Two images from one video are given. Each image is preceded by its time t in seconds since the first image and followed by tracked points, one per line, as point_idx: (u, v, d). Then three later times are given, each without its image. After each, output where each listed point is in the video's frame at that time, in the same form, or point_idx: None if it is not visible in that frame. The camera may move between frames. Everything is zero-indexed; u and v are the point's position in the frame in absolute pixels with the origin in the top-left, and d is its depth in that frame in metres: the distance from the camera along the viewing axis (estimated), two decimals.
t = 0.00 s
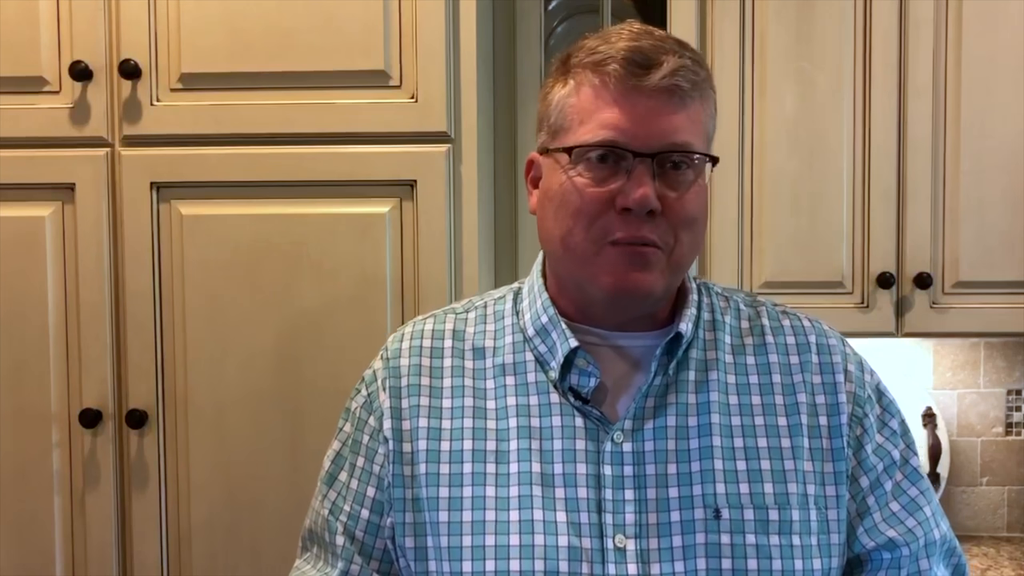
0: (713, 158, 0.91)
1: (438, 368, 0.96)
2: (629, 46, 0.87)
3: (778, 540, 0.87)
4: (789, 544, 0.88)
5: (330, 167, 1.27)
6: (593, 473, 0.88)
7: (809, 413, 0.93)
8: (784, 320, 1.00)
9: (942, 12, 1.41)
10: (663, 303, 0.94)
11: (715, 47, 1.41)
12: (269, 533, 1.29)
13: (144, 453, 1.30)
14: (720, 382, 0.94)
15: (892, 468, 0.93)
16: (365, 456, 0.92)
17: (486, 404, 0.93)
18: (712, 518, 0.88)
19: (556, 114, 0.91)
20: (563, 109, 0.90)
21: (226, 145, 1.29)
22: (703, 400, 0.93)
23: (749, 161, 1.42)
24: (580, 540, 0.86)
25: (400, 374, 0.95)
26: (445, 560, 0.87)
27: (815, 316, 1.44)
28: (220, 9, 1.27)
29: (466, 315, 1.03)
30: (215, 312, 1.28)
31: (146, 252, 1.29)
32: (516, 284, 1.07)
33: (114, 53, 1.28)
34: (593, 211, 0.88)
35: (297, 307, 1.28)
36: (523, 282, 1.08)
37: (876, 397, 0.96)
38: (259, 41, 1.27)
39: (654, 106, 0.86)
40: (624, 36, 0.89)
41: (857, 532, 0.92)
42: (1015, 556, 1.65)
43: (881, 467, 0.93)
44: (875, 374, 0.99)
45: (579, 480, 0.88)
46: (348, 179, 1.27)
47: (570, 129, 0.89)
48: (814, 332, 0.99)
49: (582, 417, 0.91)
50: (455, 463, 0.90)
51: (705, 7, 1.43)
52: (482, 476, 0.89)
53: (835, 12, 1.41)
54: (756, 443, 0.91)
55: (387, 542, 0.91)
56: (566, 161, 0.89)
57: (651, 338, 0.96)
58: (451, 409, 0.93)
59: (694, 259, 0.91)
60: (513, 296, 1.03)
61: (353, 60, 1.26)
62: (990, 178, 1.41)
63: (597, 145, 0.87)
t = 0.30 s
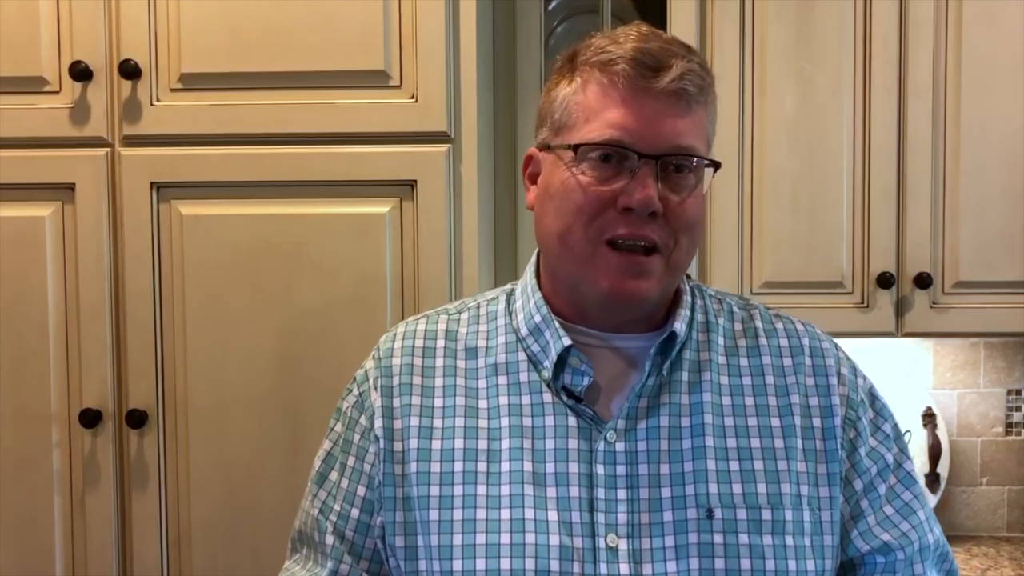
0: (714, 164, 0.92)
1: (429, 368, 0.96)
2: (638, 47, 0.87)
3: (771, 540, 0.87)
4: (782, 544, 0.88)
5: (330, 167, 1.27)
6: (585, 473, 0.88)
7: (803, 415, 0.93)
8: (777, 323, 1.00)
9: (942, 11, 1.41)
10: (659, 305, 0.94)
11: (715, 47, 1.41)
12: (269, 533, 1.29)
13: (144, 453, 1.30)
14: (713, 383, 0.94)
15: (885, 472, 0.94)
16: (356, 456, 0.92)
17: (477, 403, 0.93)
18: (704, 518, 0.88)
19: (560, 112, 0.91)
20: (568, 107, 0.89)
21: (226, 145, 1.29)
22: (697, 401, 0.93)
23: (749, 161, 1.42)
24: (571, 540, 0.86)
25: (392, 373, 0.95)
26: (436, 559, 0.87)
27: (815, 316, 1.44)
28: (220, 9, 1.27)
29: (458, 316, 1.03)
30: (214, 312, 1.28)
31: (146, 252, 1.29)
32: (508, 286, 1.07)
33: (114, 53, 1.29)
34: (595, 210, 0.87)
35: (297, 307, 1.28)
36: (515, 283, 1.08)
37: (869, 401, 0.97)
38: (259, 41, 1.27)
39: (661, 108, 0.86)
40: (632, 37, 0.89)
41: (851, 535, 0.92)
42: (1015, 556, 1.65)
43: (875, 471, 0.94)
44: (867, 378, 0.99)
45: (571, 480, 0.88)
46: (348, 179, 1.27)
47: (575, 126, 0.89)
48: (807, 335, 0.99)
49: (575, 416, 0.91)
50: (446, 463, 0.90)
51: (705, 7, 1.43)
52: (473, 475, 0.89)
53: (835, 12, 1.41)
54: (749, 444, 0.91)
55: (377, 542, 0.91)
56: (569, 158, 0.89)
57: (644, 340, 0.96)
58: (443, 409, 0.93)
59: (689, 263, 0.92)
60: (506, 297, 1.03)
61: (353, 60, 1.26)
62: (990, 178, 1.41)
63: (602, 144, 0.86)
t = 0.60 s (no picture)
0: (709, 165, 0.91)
1: (418, 367, 0.96)
2: (631, 49, 0.88)
3: (766, 537, 0.87)
4: (777, 542, 0.87)
5: (330, 167, 1.27)
6: (574, 468, 0.88)
7: (798, 414, 0.93)
8: (773, 325, 1.00)
9: (942, 12, 1.41)
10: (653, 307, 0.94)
11: (715, 47, 1.41)
12: (269, 533, 1.29)
13: (144, 453, 1.30)
14: (706, 384, 0.94)
15: (890, 475, 0.94)
16: (338, 455, 0.93)
17: (466, 401, 0.93)
18: (698, 515, 0.88)
19: (554, 114, 0.91)
20: (562, 108, 0.90)
21: (226, 145, 1.29)
22: (688, 401, 0.93)
23: (749, 161, 1.42)
24: (558, 536, 0.86)
25: (380, 373, 0.95)
26: (420, 554, 0.87)
27: (815, 316, 1.44)
28: (221, 9, 1.27)
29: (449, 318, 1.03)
30: (212, 311, 1.28)
31: (146, 252, 1.29)
32: (500, 289, 1.08)
33: (114, 53, 1.28)
34: (588, 212, 0.87)
35: (296, 307, 1.28)
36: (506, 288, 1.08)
37: (867, 404, 0.97)
38: (259, 40, 1.27)
39: (654, 108, 0.86)
40: (625, 39, 0.90)
41: (865, 542, 0.92)
42: (1015, 556, 1.65)
43: (879, 474, 0.93)
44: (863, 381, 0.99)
45: (560, 476, 0.88)
46: (349, 179, 1.27)
47: (568, 128, 0.89)
48: (803, 338, 0.99)
49: (565, 414, 0.91)
50: (433, 460, 0.90)
51: (705, 7, 1.43)
52: (460, 472, 0.89)
53: (835, 12, 1.41)
54: (744, 443, 0.91)
55: (355, 540, 0.91)
56: (563, 160, 0.89)
57: (636, 339, 0.95)
58: (431, 407, 0.93)
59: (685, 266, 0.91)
60: (498, 300, 1.03)
61: (354, 60, 1.26)
62: (991, 178, 1.41)
63: (596, 144, 0.86)
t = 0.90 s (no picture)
0: (699, 173, 0.91)
1: (414, 371, 0.96)
2: (617, 58, 0.87)
3: (760, 545, 0.87)
4: (771, 550, 0.87)
5: (330, 167, 1.27)
6: (569, 476, 0.88)
7: (795, 420, 0.93)
8: (772, 329, 1.00)
9: (942, 12, 1.41)
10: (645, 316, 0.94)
11: (715, 47, 1.41)
12: (268, 532, 1.29)
13: (144, 454, 1.30)
14: (703, 389, 0.94)
15: (886, 482, 0.94)
16: (334, 461, 0.93)
17: (461, 407, 0.93)
18: (693, 523, 0.88)
19: (541, 123, 0.90)
20: (549, 119, 0.89)
21: (227, 146, 1.29)
22: (684, 406, 0.92)
23: (749, 161, 1.42)
24: (552, 543, 0.86)
25: (376, 377, 0.95)
26: (416, 560, 0.87)
27: (815, 316, 1.44)
28: (221, 9, 1.27)
29: (446, 320, 1.03)
30: (212, 313, 1.29)
31: (145, 252, 1.29)
32: (497, 291, 1.07)
33: (115, 53, 1.28)
34: (574, 227, 0.88)
35: (296, 308, 1.28)
36: (503, 289, 1.08)
37: (865, 409, 0.97)
38: (260, 40, 1.27)
39: (640, 121, 0.85)
40: (611, 46, 0.89)
41: (859, 548, 0.92)
42: (1015, 556, 1.65)
43: (876, 480, 0.93)
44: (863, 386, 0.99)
45: (555, 483, 0.88)
46: (349, 179, 1.27)
47: (554, 140, 0.89)
48: (802, 342, 0.98)
49: (560, 420, 0.91)
50: (429, 465, 0.90)
51: (705, 7, 1.43)
52: (455, 478, 0.89)
53: (835, 12, 1.41)
54: (740, 449, 0.91)
55: (352, 546, 0.91)
56: (549, 174, 0.89)
57: (632, 344, 0.95)
58: (426, 412, 0.93)
59: (675, 275, 0.91)
60: (494, 303, 1.03)
61: (354, 60, 1.26)
62: (991, 178, 1.41)
63: (582, 158, 0.86)
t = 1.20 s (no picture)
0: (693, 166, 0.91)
1: (417, 368, 0.96)
2: (610, 54, 0.87)
3: (759, 541, 0.87)
4: (769, 545, 0.87)
5: (330, 167, 1.27)
6: (570, 473, 0.88)
7: (794, 416, 0.93)
8: (770, 326, 1.00)
9: (942, 12, 1.41)
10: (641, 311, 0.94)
11: (715, 47, 1.41)
12: (268, 532, 1.29)
13: (144, 453, 1.30)
14: (702, 386, 0.94)
15: (882, 476, 0.94)
16: (341, 456, 0.93)
17: (464, 403, 0.93)
18: (692, 519, 0.88)
19: (536, 120, 0.91)
20: (544, 115, 0.89)
21: (227, 146, 1.29)
22: (684, 403, 0.92)
23: (748, 161, 1.42)
24: (554, 540, 0.86)
25: (380, 373, 0.95)
26: (418, 556, 0.87)
27: (815, 316, 1.44)
28: (221, 9, 1.27)
29: (448, 317, 1.03)
30: (214, 312, 1.29)
31: (146, 252, 1.29)
32: (499, 289, 1.07)
33: (114, 53, 1.29)
34: (569, 221, 0.88)
35: (296, 307, 1.28)
36: (505, 287, 1.08)
37: (863, 405, 0.97)
38: (260, 40, 1.27)
39: (632, 115, 0.86)
40: (605, 42, 0.89)
41: (850, 540, 0.92)
42: (1015, 556, 1.65)
43: (871, 474, 0.93)
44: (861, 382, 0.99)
45: (557, 480, 0.88)
46: (349, 180, 1.27)
47: (549, 135, 0.89)
48: (800, 338, 0.98)
49: (562, 417, 0.91)
50: (431, 461, 0.90)
51: (705, 7, 1.43)
52: (458, 475, 0.89)
53: (835, 11, 1.40)
54: (738, 446, 0.91)
55: (360, 541, 0.91)
56: (545, 169, 0.89)
57: (630, 341, 0.96)
58: (429, 408, 0.93)
59: (671, 269, 0.91)
60: (496, 301, 1.03)
61: (354, 60, 1.26)
62: (991, 178, 1.41)
63: (576, 153, 0.86)
